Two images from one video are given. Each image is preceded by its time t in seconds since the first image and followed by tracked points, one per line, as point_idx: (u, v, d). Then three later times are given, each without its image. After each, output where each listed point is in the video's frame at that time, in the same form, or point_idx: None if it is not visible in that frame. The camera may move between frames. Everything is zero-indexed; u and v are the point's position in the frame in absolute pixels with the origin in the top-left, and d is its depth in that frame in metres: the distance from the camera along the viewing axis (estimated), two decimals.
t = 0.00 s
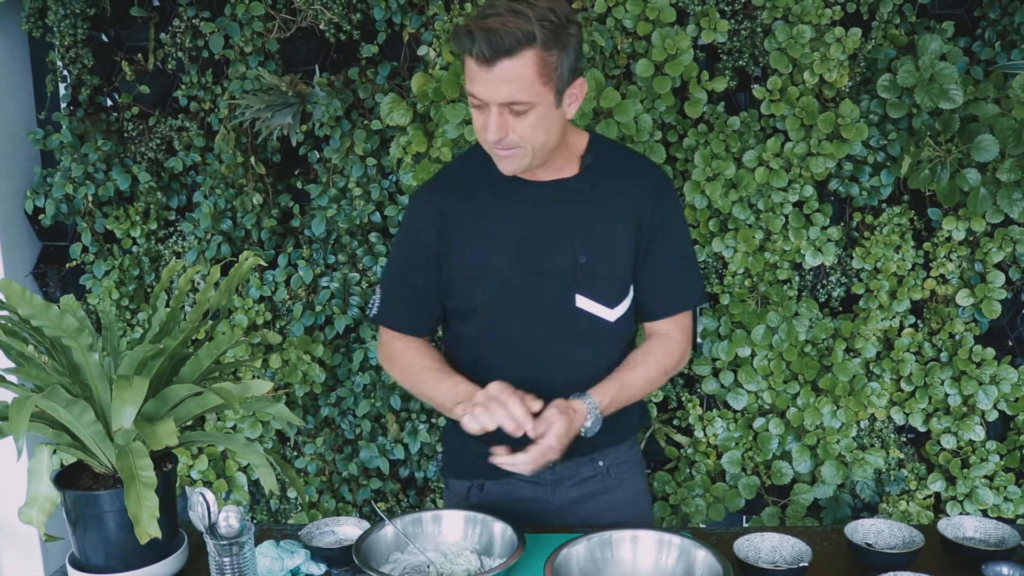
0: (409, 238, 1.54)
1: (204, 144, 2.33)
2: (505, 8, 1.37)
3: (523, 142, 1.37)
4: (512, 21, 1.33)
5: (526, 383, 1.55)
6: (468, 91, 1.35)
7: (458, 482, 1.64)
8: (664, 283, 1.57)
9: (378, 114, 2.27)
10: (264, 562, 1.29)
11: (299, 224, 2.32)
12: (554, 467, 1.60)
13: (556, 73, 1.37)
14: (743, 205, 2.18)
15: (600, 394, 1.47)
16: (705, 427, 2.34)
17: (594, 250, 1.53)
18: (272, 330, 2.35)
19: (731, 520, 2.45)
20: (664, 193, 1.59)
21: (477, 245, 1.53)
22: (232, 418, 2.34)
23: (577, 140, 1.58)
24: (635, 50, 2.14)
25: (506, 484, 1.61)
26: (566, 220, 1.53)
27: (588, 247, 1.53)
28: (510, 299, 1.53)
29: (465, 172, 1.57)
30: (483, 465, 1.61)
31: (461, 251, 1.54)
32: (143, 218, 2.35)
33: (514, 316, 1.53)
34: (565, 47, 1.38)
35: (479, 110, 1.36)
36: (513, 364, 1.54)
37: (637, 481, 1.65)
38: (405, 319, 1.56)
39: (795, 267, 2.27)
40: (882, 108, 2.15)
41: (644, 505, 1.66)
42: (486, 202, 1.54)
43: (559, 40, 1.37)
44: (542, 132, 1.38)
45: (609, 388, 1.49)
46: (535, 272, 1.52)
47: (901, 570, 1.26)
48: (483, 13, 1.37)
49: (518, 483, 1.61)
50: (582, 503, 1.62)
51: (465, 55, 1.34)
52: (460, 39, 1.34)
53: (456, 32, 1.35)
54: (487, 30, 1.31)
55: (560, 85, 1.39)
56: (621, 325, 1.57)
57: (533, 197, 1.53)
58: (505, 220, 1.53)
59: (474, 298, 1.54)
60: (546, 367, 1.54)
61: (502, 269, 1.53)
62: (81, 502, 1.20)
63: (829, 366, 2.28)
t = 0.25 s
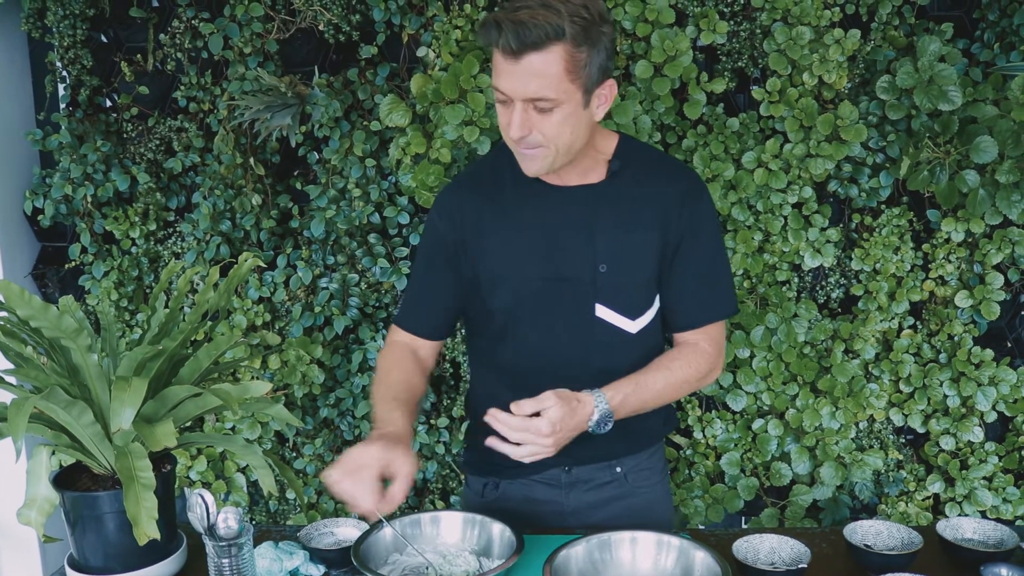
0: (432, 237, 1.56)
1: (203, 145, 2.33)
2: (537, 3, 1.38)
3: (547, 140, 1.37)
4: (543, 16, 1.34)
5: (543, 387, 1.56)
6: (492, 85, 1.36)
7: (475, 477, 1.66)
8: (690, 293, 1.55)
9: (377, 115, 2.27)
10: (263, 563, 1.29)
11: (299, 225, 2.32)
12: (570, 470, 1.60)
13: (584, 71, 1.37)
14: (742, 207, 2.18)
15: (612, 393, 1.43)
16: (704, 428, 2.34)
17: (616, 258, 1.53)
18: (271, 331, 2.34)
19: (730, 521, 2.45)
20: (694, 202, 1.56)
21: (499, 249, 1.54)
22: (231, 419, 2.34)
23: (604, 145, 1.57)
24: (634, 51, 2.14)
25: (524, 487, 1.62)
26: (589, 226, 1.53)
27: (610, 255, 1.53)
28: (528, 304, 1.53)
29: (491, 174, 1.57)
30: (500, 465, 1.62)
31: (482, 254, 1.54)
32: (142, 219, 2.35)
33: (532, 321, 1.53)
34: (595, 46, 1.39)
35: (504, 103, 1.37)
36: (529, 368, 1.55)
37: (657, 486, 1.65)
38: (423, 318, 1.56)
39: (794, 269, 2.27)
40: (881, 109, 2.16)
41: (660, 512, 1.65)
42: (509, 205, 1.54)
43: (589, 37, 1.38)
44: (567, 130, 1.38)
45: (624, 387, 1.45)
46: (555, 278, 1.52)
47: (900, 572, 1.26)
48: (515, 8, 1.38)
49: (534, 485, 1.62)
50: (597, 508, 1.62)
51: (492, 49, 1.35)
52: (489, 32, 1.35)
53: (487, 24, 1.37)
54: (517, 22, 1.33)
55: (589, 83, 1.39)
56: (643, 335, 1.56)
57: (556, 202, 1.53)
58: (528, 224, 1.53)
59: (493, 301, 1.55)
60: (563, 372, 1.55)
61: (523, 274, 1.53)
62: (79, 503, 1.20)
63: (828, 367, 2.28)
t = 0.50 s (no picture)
0: (427, 249, 1.54)
1: (202, 144, 2.32)
2: (537, 18, 1.36)
3: (542, 161, 1.38)
4: (545, 34, 1.32)
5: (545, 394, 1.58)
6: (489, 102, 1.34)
7: (474, 485, 1.68)
8: (687, 295, 1.62)
9: (376, 115, 2.27)
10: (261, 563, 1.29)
11: (297, 225, 2.32)
12: (572, 470, 1.63)
13: (583, 92, 1.37)
14: (741, 206, 2.18)
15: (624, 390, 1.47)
16: (703, 428, 2.34)
17: (619, 268, 1.55)
18: (270, 331, 2.34)
19: (729, 521, 2.45)
20: (690, 207, 1.62)
21: (502, 260, 1.54)
22: (229, 419, 2.34)
23: (601, 153, 1.60)
24: (633, 51, 2.14)
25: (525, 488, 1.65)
26: (591, 236, 1.55)
27: (613, 265, 1.55)
28: (532, 315, 1.54)
29: (489, 184, 1.58)
30: (500, 471, 1.65)
31: (483, 266, 1.55)
32: (141, 218, 2.35)
33: (535, 330, 1.54)
34: (595, 66, 1.38)
35: (500, 121, 1.35)
36: (531, 376, 1.57)
37: (654, 481, 1.68)
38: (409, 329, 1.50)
39: (793, 269, 2.27)
40: (880, 109, 2.16)
41: (658, 508, 1.69)
42: (510, 216, 1.55)
43: (590, 57, 1.37)
44: (562, 151, 1.39)
45: (635, 384, 1.50)
46: (559, 290, 1.53)
47: (899, 572, 1.26)
48: (515, 20, 1.36)
49: (536, 486, 1.65)
50: (598, 506, 1.65)
51: (488, 66, 1.33)
52: (485, 49, 1.32)
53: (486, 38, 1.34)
54: (518, 40, 1.31)
55: (586, 104, 1.39)
56: (643, 340, 1.60)
57: (558, 213, 1.54)
58: (530, 236, 1.54)
59: (495, 313, 1.55)
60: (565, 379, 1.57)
61: (526, 285, 1.53)
62: (78, 503, 1.20)
63: (827, 367, 2.28)
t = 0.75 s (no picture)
0: (415, 257, 1.50)
1: (202, 143, 2.32)
2: (536, 32, 1.34)
3: (539, 174, 1.37)
4: (545, 48, 1.31)
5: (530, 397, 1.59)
6: (487, 116, 1.32)
7: (454, 487, 1.70)
8: (668, 298, 1.66)
9: (376, 114, 2.27)
10: (261, 562, 1.29)
11: (298, 224, 2.32)
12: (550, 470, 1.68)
13: (583, 107, 1.36)
14: (741, 205, 2.18)
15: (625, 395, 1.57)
16: (704, 428, 2.33)
17: (606, 274, 1.56)
18: (270, 330, 2.34)
19: (729, 521, 2.45)
20: (673, 213, 1.63)
21: (490, 267, 1.53)
22: (230, 418, 2.33)
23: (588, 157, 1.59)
24: (633, 50, 2.14)
25: (505, 490, 1.68)
26: (579, 243, 1.55)
27: (600, 272, 1.56)
28: (520, 321, 1.54)
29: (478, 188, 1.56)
30: (480, 472, 1.67)
31: (471, 274, 1.53)
32: (141, 217, 2.35)
33: (522, 337, 1.54)
34: (594, 80, 1.37)
35: (496, 133, 1.34)
36: (517, 381, 1.58)
37: (628, 477, 1.75)
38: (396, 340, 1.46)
39: (793, 268, 2.27)
40: (881, 108, 2.16)
41: (632, 504, 1.75)
42: (499, 222, 1.53)
43: (589, 71, 1.36)
44: (559, 165, 1.39)
45: (631, 388, 1.60)
46: (547, 296, 1.53)
47: (900, 571, 1.26)
48: (514, 34, 1.34)
49: (516, 487, 1.68)
50: (576, 503, 1.70)
51: (486, 80, 1.31)
52: (484, 64, 1.30)
53: (484, 51, 1.32)
54: (517, 53, 1.29)
55: (584, 117, 1.38)
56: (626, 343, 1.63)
57: (547, 219, 1.53)
58: (519, 242, 1.53)
59: (483, 320, 1.55)
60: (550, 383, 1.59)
61: (515, 292, 1.53)
62: (78, 502, 1.20)
63: (827, 367, 2.28)
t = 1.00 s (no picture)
0: (391, 224, 1.58)
1: (201, 144, 2.32)
2: (545, 43, 1.33)
3: (540, 177, 1.39)
4: (556, 59, 1.30)
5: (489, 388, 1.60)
6: (493, 121, 1.32)
7: (424, 484, 1.72)
8: (635, 318, 1.58)
9: (375, 115, 2.26)
10: (260, 565, 1.29)
11: (297, 225, 2.31)
12: (517, 472, 1.67)
13: (588, 117, 1.36)
14: (741, 207, 2.17)
15: (547, 399, 1.38)
16: (703, 429, 2.33)
17: (573, 278, 1.56)
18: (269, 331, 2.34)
19: (729, 523, 2.44)
20: (653, 230, 1.59)
21: (462, 254, 1.57)
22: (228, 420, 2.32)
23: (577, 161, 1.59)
24: (633, 51, 2.13)
25: (469, 488, 1.69)
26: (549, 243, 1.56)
27: (567, 274, 1.56)
28: (483, 309, 1.57)
29: (464, 173, 1.60)
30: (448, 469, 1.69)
31: (441, 254, 1.58)
32: (139, 219, 2.34)
33: (485, 322, 1.57)
34: (600, 90, 1.37)
35: (501, 139, 1.34)
36: (477, 368, 1.60)
37: (602, 483, 1.73)
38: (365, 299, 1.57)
39: (793, 269, 2.26)
40: (881, 109, 2.15)
41: (606, 511, 1.73)
42: (475, 211, 1.57)
43: (597, 82, 1.36)
44: (558, 169, 1.40)
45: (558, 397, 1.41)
46: (513, 289, 1.56)
47: (901, 573, 1.26)
48: (524, 43, 1.33)
49: (482, 486, 1.69)
50: (546, 507, 1.69)
51: (497, 90, 1.30)
52: (497, 73, 1.29)
53: (493, 60, 1.31)
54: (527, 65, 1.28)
55: (588, 126, 1.38)
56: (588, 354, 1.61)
57: (521, 215, 1.55)
58: (491, 235, 1.56)
59: (449, 301, 1.59)
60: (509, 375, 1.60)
61: (481, 281, 1.56)
62: (75, 504, 1.20)
63: (827, 368, 2.28)
